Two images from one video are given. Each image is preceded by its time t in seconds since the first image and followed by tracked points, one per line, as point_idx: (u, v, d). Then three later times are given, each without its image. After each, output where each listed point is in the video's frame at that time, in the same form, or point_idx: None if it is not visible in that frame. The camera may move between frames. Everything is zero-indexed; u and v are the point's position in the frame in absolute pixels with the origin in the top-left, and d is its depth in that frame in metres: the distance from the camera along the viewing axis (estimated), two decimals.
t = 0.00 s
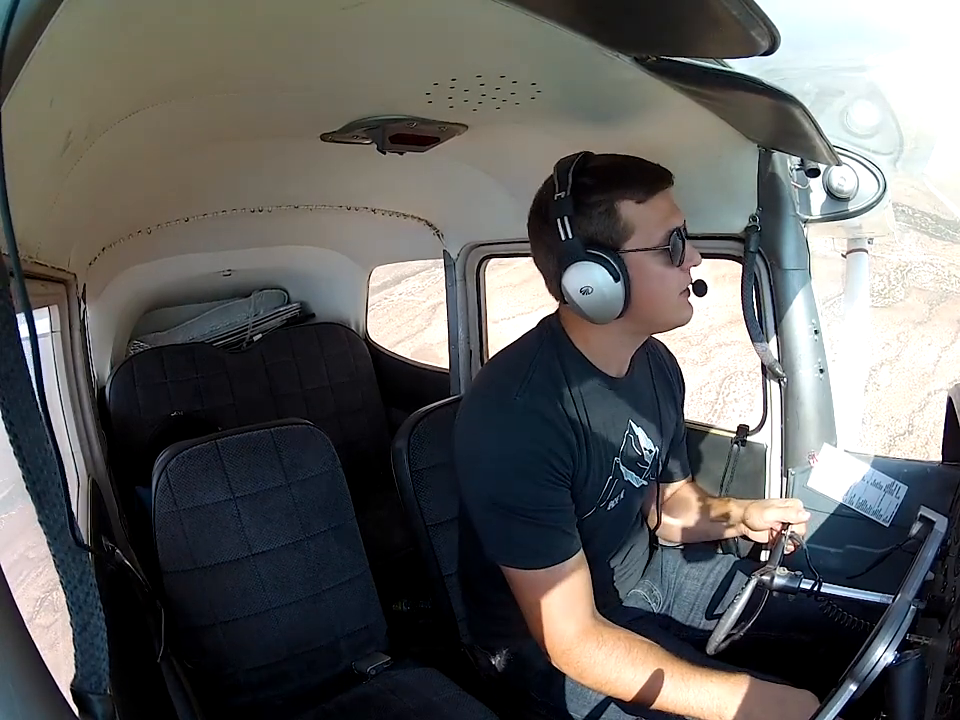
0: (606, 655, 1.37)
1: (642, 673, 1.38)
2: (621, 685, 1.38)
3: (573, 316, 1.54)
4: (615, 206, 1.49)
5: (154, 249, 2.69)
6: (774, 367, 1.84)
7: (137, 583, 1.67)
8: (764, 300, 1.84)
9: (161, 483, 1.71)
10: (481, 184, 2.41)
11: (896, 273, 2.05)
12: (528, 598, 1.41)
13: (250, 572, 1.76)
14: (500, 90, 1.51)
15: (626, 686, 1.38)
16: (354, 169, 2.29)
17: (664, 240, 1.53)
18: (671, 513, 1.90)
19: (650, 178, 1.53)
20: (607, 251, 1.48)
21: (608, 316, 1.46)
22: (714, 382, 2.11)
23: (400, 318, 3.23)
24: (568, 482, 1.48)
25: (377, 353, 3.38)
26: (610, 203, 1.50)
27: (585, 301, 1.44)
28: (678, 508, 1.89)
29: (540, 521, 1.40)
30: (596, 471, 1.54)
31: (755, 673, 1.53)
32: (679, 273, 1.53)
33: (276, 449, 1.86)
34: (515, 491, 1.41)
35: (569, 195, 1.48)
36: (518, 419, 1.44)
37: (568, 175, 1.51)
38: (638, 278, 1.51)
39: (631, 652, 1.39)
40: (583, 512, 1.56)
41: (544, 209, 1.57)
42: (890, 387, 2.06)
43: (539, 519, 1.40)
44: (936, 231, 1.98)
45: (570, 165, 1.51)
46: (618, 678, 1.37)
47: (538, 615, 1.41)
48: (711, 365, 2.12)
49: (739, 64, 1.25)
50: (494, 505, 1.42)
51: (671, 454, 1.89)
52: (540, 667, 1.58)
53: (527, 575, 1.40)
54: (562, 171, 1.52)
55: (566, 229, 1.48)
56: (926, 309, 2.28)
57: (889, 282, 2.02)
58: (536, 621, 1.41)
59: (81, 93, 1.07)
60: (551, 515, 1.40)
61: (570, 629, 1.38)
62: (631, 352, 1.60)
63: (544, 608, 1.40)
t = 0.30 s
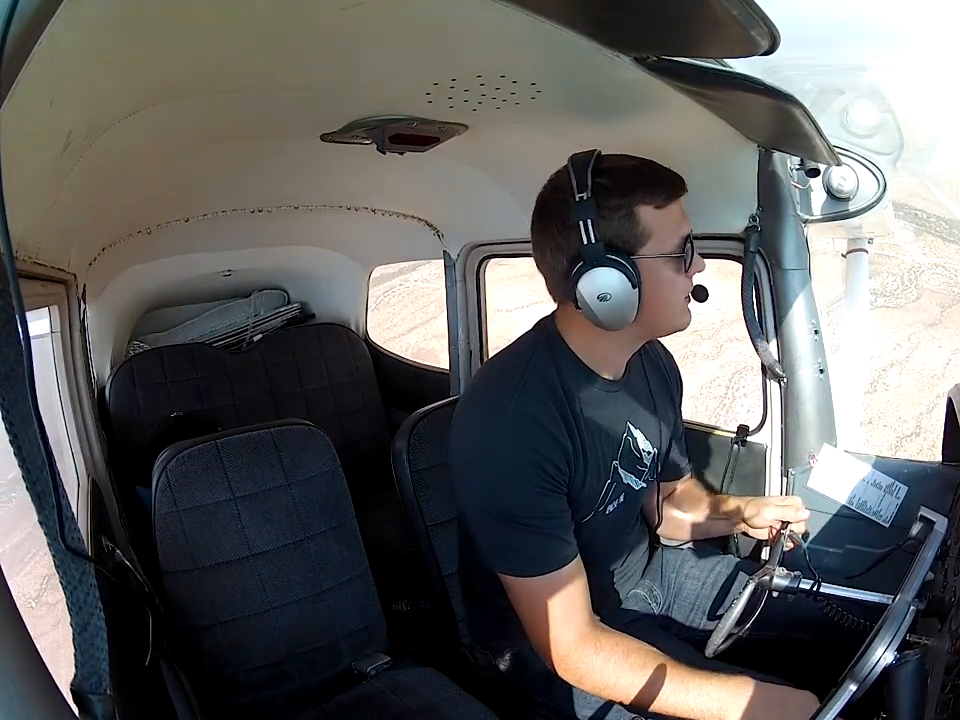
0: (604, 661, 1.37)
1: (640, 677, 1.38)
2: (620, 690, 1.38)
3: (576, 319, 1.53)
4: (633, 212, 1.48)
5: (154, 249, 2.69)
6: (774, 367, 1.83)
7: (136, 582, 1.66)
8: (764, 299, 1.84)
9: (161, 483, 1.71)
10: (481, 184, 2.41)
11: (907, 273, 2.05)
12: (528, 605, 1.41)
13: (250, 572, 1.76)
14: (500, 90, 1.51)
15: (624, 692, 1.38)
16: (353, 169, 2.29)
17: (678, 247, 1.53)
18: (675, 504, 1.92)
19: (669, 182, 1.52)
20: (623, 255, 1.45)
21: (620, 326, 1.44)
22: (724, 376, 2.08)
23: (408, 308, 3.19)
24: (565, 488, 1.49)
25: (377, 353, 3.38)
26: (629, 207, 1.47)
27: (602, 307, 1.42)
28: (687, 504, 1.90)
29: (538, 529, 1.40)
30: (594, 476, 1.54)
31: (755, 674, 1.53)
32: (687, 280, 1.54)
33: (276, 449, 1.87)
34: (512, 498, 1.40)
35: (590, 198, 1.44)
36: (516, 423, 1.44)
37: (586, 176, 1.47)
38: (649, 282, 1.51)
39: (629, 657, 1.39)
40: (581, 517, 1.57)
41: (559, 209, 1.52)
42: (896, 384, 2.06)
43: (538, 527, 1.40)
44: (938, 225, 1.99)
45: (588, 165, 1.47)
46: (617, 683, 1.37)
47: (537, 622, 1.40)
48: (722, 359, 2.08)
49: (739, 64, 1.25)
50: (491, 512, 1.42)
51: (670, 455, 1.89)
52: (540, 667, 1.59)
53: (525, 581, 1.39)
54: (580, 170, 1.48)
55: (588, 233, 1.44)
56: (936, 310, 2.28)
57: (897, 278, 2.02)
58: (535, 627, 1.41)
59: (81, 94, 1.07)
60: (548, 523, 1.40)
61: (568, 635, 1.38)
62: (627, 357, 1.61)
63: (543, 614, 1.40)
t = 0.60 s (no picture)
0: (602, 666, 1.37)
1: (639, 681, 1.37)
2: (619, 695, 1.38)
3: (572, 327, 1.52)
4: (637, 221, 1.47)
5: (154, 249, 2.69)
6: (775, 367, 1.84)
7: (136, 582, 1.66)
8: (764, 300, 1.84)
9: (161, 483, 1.71)
10: (480, 184, 2.41)
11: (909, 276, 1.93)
12: (527, 610, 1.41)
13: (250, 573, 1.76)
14: (500, 90, 1.51)
15: (623, 696, 1.38)
16: (354, 169, 2.29)
17: (681, 257, 1.54)
18: (679, 498, 1.92)
19: (673, 190, 1.52)
20: (624, 265, 1.44)
21: (617, 338, 1.43)
22: (733, 372, 2.04)
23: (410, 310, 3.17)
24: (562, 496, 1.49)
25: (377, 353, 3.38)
26: (633, 216, 1.47)
27: (601, 320, 1.41)
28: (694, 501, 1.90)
29: (535, 537, 1.40)
30: (592, 482, 1.55)
31: (755, 675, 1.53)
32: (687, 288, 1.54)
33: (276, 450, 1.87)
34: (509, 506, 1.40)
35: (594, 206, 1.42)
36: (513, 429, 1.44)
37: (589, 183, 1.44)
38: (650, 290, 1.51)
39: (628, 661, 1.39)
40: (580, 523, 1.57)
41: (560, 213, 1.51)
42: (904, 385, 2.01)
43: (535, 536, 1.40)
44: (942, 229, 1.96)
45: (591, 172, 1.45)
46: (616, 687, 1.38)
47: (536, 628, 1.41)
48: (731, 355, 2.04)
49: (740, 65, 1.25)
50: (489, 519, 1.42)
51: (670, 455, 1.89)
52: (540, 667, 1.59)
53: (524, 587, 1.39)
54: (582, 174, 1.45)
55: (589, 244, 1.42)
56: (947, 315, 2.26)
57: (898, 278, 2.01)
58: (534, 633, 1.41)
59: (82, 94, 1.07)
60: (545, 531, 1.40)
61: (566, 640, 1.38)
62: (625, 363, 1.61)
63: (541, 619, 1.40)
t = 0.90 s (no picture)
0: (602, 667, 1.37)
1: (639, 681, 1.37)
2: (619, 696, 1.38)
3: (569, 327, 1.52)
4: (634, 220, 1.47)
5: (154, 249, 2.69)
6: (775, 367, 1.84)
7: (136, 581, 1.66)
8: (764, 300, 1.84)
9: (161, 483, 1.71)
10: (480, 184, 2.41)
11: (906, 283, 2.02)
12: (526, 611, 1.41)
13: (249, 572, 1.76)
14: (500, 90, 1.51)
15: (624, 697, 1.38)
16: (353, 169, 2.29)
17: (679, 256, 1.54)
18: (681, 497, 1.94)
19: (672, 190, 1.52)
20: (621, 264, 1.44)
21: (615, 339, 1.43)
22: (741, 371, 2.02)
23: (411, 310, 3.17)
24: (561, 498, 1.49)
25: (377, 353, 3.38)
26: (631, 215, 1.47)
27: (599, 319, 1.40)
28: (698, 498, 1.92)
29: (533, 539, 1.40)
30: (591, 482, 1.55)
31: (755, 675, 1.53)
32: (686, 288, 1.55)
33: (276, 449, 1.87)
34: (508, 508, 1.40)
35: (591, 205, 1.43)
36: (512, 430, 1.44)
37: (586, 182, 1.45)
38: (649, 290, 1.51)
39: (627, 661, 1.39)
40: (580, 523, 1.57)
41: (556, 213, 1.50)
42: (906, 391, 2.05)
43: (534, 538, 1.40)
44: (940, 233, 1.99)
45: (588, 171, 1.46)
46: (616, 687, 1.38)
47: (536, 629, 1.40)
48: (739, 353, 2.02)
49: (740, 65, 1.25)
50: (487, 521, 1.42)
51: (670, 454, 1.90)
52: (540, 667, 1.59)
53: (523, 588, 1.39)
54: (579, 175, 1.47)
55: (586, 243, 1.43)
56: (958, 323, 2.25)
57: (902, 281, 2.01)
58: (534, 634, 1.41)
59: (81, 94, 1.07)
60: (544, 533, 1.41)
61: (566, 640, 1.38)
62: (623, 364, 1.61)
63: (541, 620, 1.40)
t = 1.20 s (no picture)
0: (602, 667, 1.37)
1: (639, 681, 1.37)
2: (619, 696, 1.38)
3: (568, 327, 1.52)
4: (633, 220, 1.47)
5: (154, 249, 2.69)
6: (775, 367, 1.84)
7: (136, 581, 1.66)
8: (764, 300, 1.84)
9: (161, 483, 1.71)
10: (480, 184, 2.41)
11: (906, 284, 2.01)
12: (527, 611, 1.41)
13: (249, 572, 1.76)
14: (500, 90, 1.51)
15: (624, 697, 1.38)
16: (353, 169, 2.29)
17: (679, 256, 1.54)
18: (681, 498, 1.94)
19: (672, 192, 1.52)
20: (620, 264, 1.44)
21: (614, 339, 1.43)
22: (748, 371, 2.00)
23: (412, 311, 3.17)
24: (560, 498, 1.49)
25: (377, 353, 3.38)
26: (629, 215, 1.47)
27: (597, 319, 1.40)
28: (698, 498, 1.93)
29: (533, 539, 1.40)
30: (590, 483, 1.55)
31: (754, 676, 1.53)
32: (685, 288, 1.55)
33: (275, 450, 1.86)
34: (508, 508, 1.40)
35: (590, 206, 1.43)
36: (512, 430, 1.44)
37: (585, 182, 1.46)
38: (649, 290, 1.51)
39: (628, 661, 1.38)
40: (579, 524, 1.57)
41: (555, 213, 1.50)
42: (915, 397, 2.03)
43: (534, 538, 1.40)
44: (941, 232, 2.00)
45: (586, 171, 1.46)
46: (616, 688, 1.37)
47: (536, 629, 1.40)
48: (747, 353, 1.99)
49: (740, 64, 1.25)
50: (487, 521, 1.42)
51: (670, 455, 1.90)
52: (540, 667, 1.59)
53: (522, 589, 1.39)
54: (579, 175, 1.47)
55: (585, 243, 1.43)
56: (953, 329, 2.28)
57: (905, 284, 1.99)
58: (534, 635, 1.41)
59: (82, 94, 1.07)
60: (544, 534, 1.41)
61: (566, 641, 1.38)
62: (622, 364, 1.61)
63: (542, 620, 1.40)
